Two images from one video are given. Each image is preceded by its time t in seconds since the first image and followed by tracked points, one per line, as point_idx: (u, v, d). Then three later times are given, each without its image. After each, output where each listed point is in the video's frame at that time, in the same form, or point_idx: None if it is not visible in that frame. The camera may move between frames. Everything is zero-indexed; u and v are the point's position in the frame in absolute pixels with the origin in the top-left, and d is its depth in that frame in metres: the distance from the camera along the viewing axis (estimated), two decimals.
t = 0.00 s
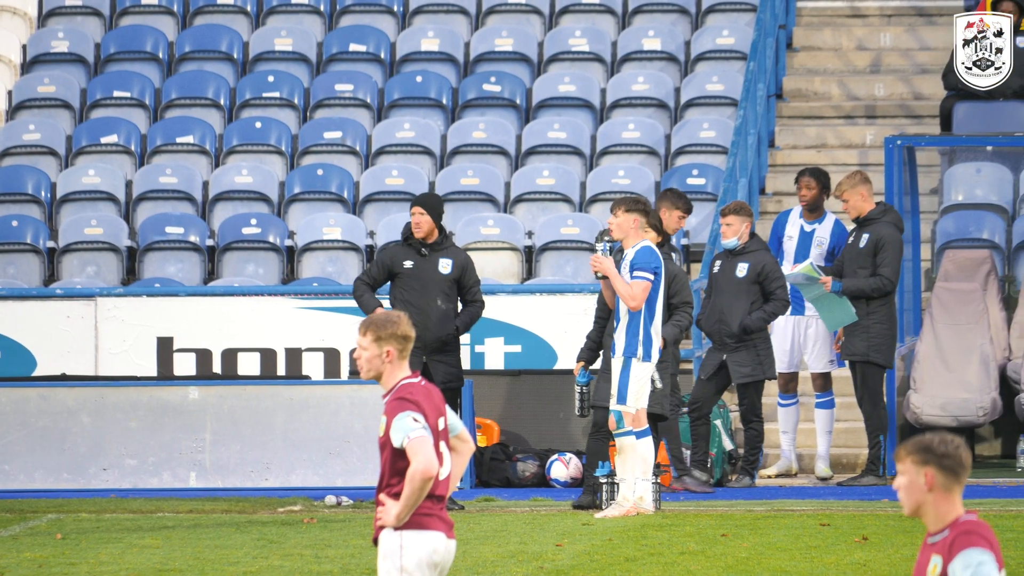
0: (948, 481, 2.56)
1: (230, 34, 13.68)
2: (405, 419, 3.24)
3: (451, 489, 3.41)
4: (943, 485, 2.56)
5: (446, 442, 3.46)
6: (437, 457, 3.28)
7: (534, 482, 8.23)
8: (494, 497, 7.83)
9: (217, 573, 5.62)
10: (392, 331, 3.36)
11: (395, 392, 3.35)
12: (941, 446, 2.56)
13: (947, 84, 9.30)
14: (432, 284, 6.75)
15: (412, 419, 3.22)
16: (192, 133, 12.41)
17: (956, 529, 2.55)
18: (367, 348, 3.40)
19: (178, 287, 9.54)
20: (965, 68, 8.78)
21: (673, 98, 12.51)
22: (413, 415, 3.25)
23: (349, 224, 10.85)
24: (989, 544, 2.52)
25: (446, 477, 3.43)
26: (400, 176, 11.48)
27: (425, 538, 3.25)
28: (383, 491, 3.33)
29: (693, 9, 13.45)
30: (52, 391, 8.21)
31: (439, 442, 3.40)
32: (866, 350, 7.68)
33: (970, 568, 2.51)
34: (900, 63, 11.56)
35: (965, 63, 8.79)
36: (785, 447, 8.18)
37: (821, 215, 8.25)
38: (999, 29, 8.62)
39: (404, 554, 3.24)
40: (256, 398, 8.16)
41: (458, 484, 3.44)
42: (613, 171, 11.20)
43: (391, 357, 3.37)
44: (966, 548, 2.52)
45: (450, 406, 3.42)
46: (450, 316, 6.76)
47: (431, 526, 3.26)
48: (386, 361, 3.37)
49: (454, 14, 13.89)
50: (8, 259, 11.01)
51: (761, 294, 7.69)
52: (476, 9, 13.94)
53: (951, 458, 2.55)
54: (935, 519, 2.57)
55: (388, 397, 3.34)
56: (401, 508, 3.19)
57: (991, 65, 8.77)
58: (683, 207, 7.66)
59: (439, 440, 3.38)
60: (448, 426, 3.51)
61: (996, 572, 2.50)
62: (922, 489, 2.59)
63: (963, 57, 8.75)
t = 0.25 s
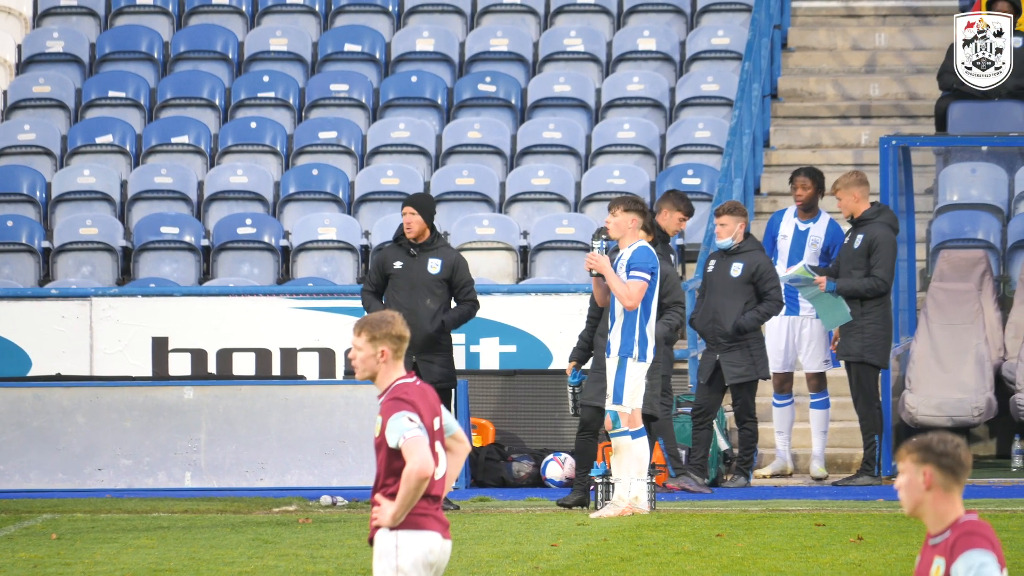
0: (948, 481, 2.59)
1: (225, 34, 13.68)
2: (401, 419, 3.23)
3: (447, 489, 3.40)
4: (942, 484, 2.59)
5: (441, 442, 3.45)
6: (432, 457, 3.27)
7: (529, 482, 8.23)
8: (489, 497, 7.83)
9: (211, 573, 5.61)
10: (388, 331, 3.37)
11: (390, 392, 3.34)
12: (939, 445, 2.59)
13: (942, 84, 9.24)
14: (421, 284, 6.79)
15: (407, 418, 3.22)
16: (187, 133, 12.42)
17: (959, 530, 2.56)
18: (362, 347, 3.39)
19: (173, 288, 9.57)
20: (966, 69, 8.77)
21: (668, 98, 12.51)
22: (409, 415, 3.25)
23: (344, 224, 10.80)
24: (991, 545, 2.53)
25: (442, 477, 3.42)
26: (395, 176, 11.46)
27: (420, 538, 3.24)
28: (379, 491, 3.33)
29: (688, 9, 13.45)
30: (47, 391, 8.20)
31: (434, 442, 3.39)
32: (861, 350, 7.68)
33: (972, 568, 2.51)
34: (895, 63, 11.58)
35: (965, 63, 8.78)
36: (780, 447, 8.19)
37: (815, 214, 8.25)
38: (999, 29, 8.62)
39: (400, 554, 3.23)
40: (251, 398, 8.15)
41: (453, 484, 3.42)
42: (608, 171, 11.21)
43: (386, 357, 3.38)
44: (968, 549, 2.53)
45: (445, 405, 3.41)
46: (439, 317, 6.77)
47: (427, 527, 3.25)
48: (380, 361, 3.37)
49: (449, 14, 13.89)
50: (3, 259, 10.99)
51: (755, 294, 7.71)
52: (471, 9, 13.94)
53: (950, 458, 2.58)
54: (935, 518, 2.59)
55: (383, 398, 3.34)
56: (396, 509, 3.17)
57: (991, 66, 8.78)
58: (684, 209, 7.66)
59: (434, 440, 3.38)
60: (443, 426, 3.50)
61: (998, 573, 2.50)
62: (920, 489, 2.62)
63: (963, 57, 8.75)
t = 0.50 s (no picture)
0: (956, 480, 2.60)
1: (221, 34, 13.68)
2: (396, 419, 3.23)
3: (443, 488, 3.39)
4: (950, 485, 2.60)
5: (436, 442, 3.44)
6: (427, 457, 3.27)
7: (524, 482, 8.23)
8: (484, 497, 7.82)
9: (206, 574, 5.59)
10: (383, 330, 3.37)
11: (385, 392, 3.34)
12: (945, 446, 2.60)
13: (940, 84, 9.32)
14: (414, 285, 6.79)
15: (402, 418, 3.22)
16: (183, 133, 12.42)
17: (970, 530, 2.58)
18: (357, 348, 3.40)
19: (168, 288, 9.63)
20: (968, 70, 8.86)
21: (664, 98, 12.52)
22: (404, 415, 3.24)
23: (340, 224, 10.84)
24: (1002, 543, 2.55)
25: (437, 476, 3.42)
26: (390, 176, 11.48)
27: (416, 537, 3.23)
28: (374, 492, 3.32)
29: (684, 9, 13.46)
30: (42, 391, 8.20)
31: (429, 442, 3.38)
32: (854, 351, 7.69)
33: (986, 567, 2.53)
34: (890, 63, 11.59)
35: (965, 63, 8.86)
36: (776, 447, 8.18)
37: (812, 214, 8.23)
38: (1000, 29, 8.79)
39: (395, 554, 3.22)
40: (247, 398, 8.13)
41: (449, 484, 3.41)
42: (603, 171, 11.21)
43: (381, 356, 3.38)
44: (981, 548, 2.55)
45: (440, 405, 3.41)
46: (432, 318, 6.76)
47: (423, 527, 3.24)
48: (375, 361, 3.38)
49: (444, 14, 13.90)
50: None
51: (750, 294, 7.70)
52: (467, 9, 13.95)
53: (958, 457, 2.59)
54: (945, 519, 2.61)
55: (378, 398, 3.33)
56: (392, 509, 3.15)
57: (993, 65, 8.91)
58: (686, 211, 7.53)
59: (430, 440, 3.37)
60: (438, 426, 3.50)
61: (1011, 571, 2.53)
62: (929, 490, 2.63)
63: (965, 57, 8.84)
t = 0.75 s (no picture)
0: (981, 479, 2.53)
1: (211, 34, 13.69)
2: (385, 418, 3.15)
3: (434, 489, 3.30)
4: (974, 483, 2.53)
5: (427, 442, 3.35)
6: (417, 458, 3.18)
7: (513, 482, 8.24)
8: (473, 497, 7.82)
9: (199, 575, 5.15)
10: (373, 330, 3.28)
11: (375, 392, 3.25)
12: (970, 444, 2.54)
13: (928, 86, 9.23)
14: (401, 285, 6.78)
15: (392, 418, 3.13)
16: (173, 134, 12.43)
17: (994, 528, 2.51)
18: (347, 347, 3.31)
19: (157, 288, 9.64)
20: (966, 70, 8.94)
21: (654, 98, 12.53)
22: (394, 414, 3.16)
23: (330, 224, 10.82)
24: None
25: (428, 477, 3.32)
26: (380, 176, 11.50)
27: (406, 537, 3.15)
28: (365, 492, 3.24)
29: (673, 9, 13.48)
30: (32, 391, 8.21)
31: (420, 443, 3.30)
32: (836, 353, 7.65)
33: (1011, 565, 2.46)
34: (880, 63, 11.61)
35: (965, 63, 8.97)
36: (765, 448, 8.19)
37: (802, 215, 8.19)
38: (1000, 29, 8.94)
39: (385, 554, 3.13)
40: (236, 398, 8.12)
41: (440, 484, 3.32)
42: (593, 171, 11.24)
43: (371, 357, 3.29)
44: (1005, 546, 2.48)
45: (431, 405, 3.32)
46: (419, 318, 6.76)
47: (413, 527, 3.16)
48: (366, 361, 3.28)
49: (434, 14, 13.90)
50: None
51: (739, 295, 7.70)
52: (456, 9, 13.95)
53: (982, 455, 2.52)
54: (969, 518, 2.54)
55: (368, 398, 3.25)
56: (382, 509, 3.08)
57: (991, 65, 9.02)
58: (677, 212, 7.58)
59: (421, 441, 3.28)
60: (430, 426, 3.41)
61: None
62: (953, 489, 2.56)
63: (964, 57, 8.96)
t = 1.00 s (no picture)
0: (1000, 479, 2.54)
1: (205, 34, 13.68)
2: (379, 418, 3.11)
3: (430, 490, 3.25)
4: (995, 484, 2.54)
5: (423, 442, 3.31)
6: (411, 458, 3.14)
7: (508, 482, 8.23)
8: (468, 497, 7.82)
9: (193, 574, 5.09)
10: (369, 330, 3.25)
11: (370, 391, 3.21)
12: (988, 445, 2.56)
13: (923, 85, 9.33)
14: (396, 285, 6.78)
15: (386, 418, 3.09)
16: (167, 134, 12.43)
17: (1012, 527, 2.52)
18: (343, 347, 3.27)
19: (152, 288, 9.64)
20: (966, 69, 8.86)
21: (648, 98, 12.54)
22: (387, 414, 3.12)
23: (324, 224, 10.86)
24: None
25: (424, 478, 3.27)
26: (375, 177, 11.50)
27: (400, 538, 3.11)
28: (360, 492, 3.20)
29: (667, 9, 13.49)
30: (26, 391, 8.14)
31: (416, 443, 3.25)
32: (825, 355, 7.67)
33: None
34: (874, 63, 11.61)
35: (965, 63, 8.88)
36: (759, 448, 8.21)
37: (796, 215, 8.15)
38: (1000, 29, 8.77)
39: (379, 554, 3.10)
40: (231, 398, 8.12)
41: (436, 486, 3.27)
42: (587, 172, 11.28)
43: (367, 357, 3.25)
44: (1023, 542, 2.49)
45: (427, 405, 3.28)
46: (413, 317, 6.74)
47: (407, 527, 3.12)
48: (361, 361, 3.24)
49: (428, 14, 13.91)
50: None
51: (734, 295, 7.70)
52: (451, 9, 13.96)
53: (1001, 456, 2.54)
54: (991, 520, 2.55)
55: (363, 398, 3.20)
56: (376, 508, 3.04)
57: (990, 65, 8.88)
58: (671, 213, 7.46)
59: (416, 441, 3.24)
60: (426, 426, 3.37)
61: None
62: (975, 491, 2.57)
63: (964, 56, 8.87)
